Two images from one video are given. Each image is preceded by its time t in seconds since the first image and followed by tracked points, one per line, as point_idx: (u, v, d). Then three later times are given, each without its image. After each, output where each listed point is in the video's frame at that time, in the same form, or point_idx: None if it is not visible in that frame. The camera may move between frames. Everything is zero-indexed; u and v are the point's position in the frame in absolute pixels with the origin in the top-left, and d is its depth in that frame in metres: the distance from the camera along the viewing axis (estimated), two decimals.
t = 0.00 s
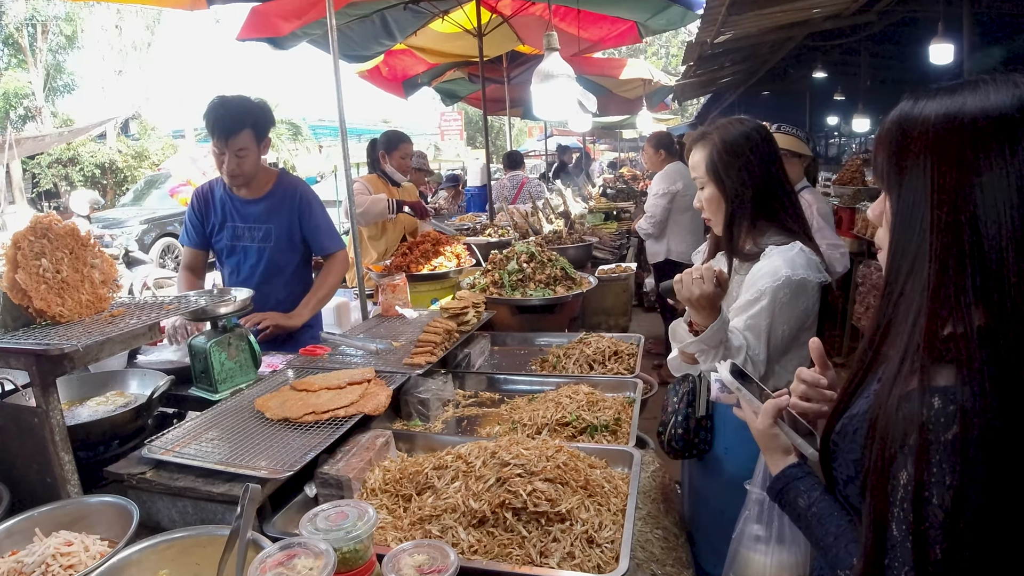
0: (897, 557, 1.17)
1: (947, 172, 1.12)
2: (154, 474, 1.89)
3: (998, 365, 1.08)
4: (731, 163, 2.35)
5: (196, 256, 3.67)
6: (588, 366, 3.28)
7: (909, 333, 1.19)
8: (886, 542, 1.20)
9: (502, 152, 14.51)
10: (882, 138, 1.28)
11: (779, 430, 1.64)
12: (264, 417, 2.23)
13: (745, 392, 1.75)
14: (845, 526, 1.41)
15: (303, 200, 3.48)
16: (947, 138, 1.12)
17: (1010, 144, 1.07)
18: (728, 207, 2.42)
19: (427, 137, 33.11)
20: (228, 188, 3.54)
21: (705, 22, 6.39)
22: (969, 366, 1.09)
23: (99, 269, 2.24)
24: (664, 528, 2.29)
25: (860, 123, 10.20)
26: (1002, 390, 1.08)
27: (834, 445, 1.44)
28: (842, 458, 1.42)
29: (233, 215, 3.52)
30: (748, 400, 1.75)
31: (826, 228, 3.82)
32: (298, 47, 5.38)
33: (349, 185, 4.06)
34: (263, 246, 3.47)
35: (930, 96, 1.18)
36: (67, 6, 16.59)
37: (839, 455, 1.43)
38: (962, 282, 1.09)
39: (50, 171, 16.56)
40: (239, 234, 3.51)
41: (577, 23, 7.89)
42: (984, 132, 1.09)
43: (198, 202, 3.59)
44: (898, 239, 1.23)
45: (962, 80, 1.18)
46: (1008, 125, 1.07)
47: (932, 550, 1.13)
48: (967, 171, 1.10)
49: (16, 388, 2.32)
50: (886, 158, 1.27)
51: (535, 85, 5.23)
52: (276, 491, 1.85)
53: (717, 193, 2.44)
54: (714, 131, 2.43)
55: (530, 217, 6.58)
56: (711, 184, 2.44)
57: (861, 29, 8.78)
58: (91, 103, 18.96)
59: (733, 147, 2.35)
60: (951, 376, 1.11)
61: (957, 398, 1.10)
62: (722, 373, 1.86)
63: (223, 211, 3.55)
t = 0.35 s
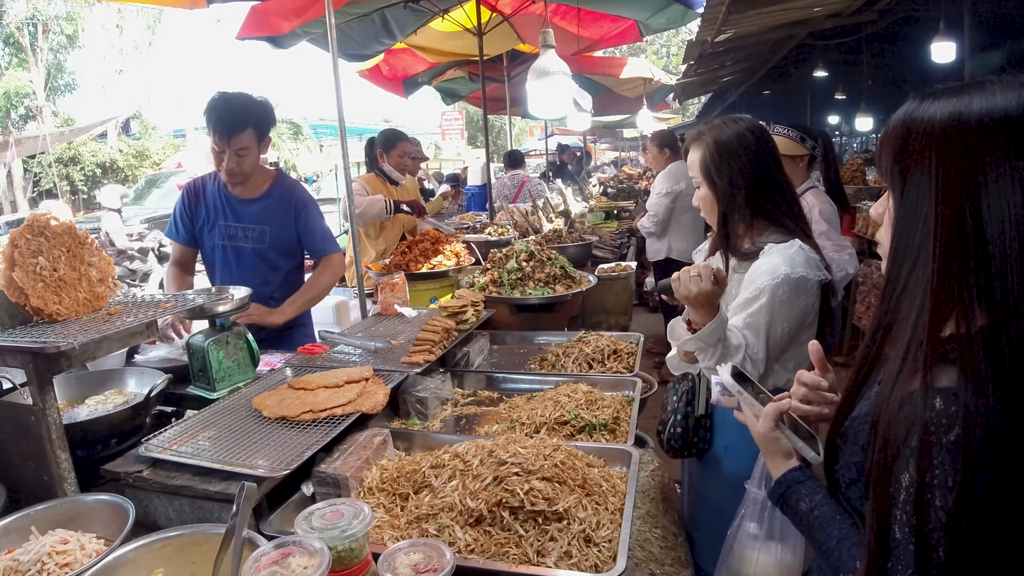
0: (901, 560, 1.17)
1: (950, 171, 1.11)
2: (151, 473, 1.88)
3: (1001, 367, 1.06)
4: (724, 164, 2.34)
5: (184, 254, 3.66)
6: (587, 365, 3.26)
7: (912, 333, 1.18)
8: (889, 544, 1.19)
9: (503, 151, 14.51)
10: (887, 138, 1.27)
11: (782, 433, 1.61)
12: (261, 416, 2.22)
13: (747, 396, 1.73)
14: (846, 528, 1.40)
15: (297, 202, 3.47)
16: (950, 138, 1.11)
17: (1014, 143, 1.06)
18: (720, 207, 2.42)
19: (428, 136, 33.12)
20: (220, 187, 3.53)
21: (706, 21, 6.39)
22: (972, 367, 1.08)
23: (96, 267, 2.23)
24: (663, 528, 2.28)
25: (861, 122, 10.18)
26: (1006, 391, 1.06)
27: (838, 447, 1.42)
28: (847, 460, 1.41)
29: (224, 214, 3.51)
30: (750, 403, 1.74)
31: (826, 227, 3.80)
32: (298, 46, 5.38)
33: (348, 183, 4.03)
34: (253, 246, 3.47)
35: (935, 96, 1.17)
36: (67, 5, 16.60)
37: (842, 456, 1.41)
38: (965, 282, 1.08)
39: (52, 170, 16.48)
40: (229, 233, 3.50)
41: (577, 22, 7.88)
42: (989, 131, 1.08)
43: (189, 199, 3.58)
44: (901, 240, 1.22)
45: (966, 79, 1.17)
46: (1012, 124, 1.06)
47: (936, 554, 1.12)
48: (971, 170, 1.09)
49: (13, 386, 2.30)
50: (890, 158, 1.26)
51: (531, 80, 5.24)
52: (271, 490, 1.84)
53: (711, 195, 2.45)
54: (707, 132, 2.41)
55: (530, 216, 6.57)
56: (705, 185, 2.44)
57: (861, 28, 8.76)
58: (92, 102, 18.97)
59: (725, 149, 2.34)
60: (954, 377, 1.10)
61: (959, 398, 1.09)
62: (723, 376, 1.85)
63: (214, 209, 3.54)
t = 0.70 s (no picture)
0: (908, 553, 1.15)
1: (955, 160, 1.10)
2: (148, 466, 1.87)
3: (1011, 356, 1.04)
4: (735, 151, 2.31)
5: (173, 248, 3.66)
6: (587, 359, 3.24)
7: (919, 323, 1.16)
8: (894, 536, 1.17)
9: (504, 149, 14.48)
10: (890, 127, 1.26)
11: (784, 423, 1.62)
12: (260, 410, 2.21)
13: (751, 385, 1.77)
14: (851, 521, 1.38)
15: (278, 198, 3.43)
16: (955, 126, 1.10)
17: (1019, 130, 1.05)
18: (725, 195, 2.39)
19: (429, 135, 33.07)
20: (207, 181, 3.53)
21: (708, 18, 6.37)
22: (981, 356, 1.06)
23: (94, 260, 2.22)
24: (664, 523, 2.26)
25: (863, 119, 10.15)
26: (1015, 381, 1.04)
27: (839, 439, 1.40)
28: (847, 451, 1.38)
29: (208, 209, 3.50)
30: (753, 392, 1.77)
31: (827, 222, 3.79)
32: (299, 42, 5.36)
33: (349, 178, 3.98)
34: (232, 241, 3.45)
35: (938, 85, 1.16)
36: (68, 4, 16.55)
37: (844, 448, 1.39)
38: (974, 270, 1.06)
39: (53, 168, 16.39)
40: (212, 228, 3.50)
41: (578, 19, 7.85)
42: (993, 118, 1.06)
43: (175, 192, 3.58)
44: (906, 230, 1.20)
45: (968, 67, 1.16)
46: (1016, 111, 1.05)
47: (944, 545, 1.11)
48: (976, 157, 1.07)
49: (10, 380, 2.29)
50: (893, 148, 1.24)
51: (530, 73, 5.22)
52: (269, 484, 1.83)
53: (714, 177, 2.42)
54: (721, 117, 2.38)
55: (531, 213, 6.56)
56: (710, 169, 2.42)
57: (863, 25, 8.73)
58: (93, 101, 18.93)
59: (739, 136, 2.30)
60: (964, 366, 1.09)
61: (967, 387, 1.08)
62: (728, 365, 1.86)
63: (199, 204, 3.53)
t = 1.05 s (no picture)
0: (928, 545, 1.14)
1: (972, 146, 1.08)
2: (147, 459, 1.85)
3: None
4: (745, 141, 2.28)
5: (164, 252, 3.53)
6: (590, 354, 3.23)
7: (936, 313, 1.14)
8: (915, 531, 1.16)
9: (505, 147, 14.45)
10: (899, 113, 1.23)
11: (793, 416, 1.58)
12: (260, 404, 2.19)
13: (757, 375, 1.72)
14: (863, 516, 1.37)
15: (279, 196, 3.46)
16: (971, 112, 1.08)
17: None
18: (734, 185, 2.37)
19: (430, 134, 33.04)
20: (197, 179, 3.44)
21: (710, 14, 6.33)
22: (1002, 346, 1.05)
23: (93, 252, 2.20)
24: (667, 518, 2.24)
25: (866, 116, 10.11)
26: None
27: (848, 430, 1.37)
28: (857, 442, 1.35)
29: (205, 211, 3.44)
30: (759, 382, 1.73)
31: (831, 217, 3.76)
32: (300, 37, 5.33)
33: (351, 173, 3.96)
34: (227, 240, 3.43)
35: (950, 69, 1.14)
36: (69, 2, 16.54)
37: (854, 440, 1.36)
38: (994, 259, 1.05)
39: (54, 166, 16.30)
40: (211, 230, 3.44)
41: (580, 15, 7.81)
42: (1009, 104, 1.05)
43: (164, 195, 3.46)
44: (919, 218, 1.18)
45: (979, 52, 1.14)
46: None
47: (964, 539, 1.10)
48: (993, 144, 1.06)
49: (9, 374, 2.27)
50: (904, 134, 1.21)
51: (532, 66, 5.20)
52: (270, 477, 1.81)
53: (721, 166, 2.40)
54: (735, 105, 2.34)
55: (533, 209, 6.55)
56: (717, 157, 2.39)
57: (866, 22, 8.69)
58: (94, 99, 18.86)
59: (751, 125, 2.27)
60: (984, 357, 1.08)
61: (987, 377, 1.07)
62: (733, 354, 1.84)
63: (193, 205, 3.45)
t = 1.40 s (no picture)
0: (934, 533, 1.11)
1: (977, 132, 1.06)
2: (145, 453, 1.83)
3: None
4: (747, 134, 2.26)
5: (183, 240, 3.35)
6: (592, 349, 3.21)
7: (945, 300, 1.11)
8: (923, 520, 1.13)
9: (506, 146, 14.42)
10: (903, 103, 1.21)
11: (803, 405, 1.60)
12: (259, 398, 2.17)
13: (767, 366, 1.73)
14: (873, 505, 1.35)
15: (299, 188, 3.59)
16: (975, 99, 1.06)
17: None
18: (735, 178, 2.34)
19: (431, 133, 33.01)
20: (218, 164, 3.39)
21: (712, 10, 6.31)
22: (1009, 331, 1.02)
23: (91, 245, 2.18)
24: (670, 514, 2.22)
25: (867, 114, 10.08)
26: None
27: (857, 420, 1.35)
28: (868, 431, 1.32)
29: (229, 198, 3.38)
30: (768, 372, 1.74)
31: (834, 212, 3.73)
32: (300, 34, 5.30)
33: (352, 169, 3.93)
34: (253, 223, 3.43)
35: (953, 57, 1.12)
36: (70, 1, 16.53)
37: (864, 430, 1.33)
38: (1001, 242, 1.02)
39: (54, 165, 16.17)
40: (238, 217, 3.41)
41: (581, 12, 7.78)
42: (1010, 91, 1.03)
43: (182, 182, 3.31)
44: (925, 206, 1.16)
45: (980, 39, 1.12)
46: None
47: (973, 527, 1.07)
48: (997, 129, 1.04)
49: (6, 368, 2.25)
50: (908, 124, 1.20)
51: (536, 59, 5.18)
52: (269, 471, 1.80)
53: (723, 158, 2.37)
54: (737, 98, 2.32)
55: (534, 207, 6.53)
56: (721, 150, 2.36)
57: (868, 19, 8.66)
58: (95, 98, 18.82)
59: (751, 118, 2.25)
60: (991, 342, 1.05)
61: (994, 364, 1.04)
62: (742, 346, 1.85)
63: (215, 193, 3.36)
